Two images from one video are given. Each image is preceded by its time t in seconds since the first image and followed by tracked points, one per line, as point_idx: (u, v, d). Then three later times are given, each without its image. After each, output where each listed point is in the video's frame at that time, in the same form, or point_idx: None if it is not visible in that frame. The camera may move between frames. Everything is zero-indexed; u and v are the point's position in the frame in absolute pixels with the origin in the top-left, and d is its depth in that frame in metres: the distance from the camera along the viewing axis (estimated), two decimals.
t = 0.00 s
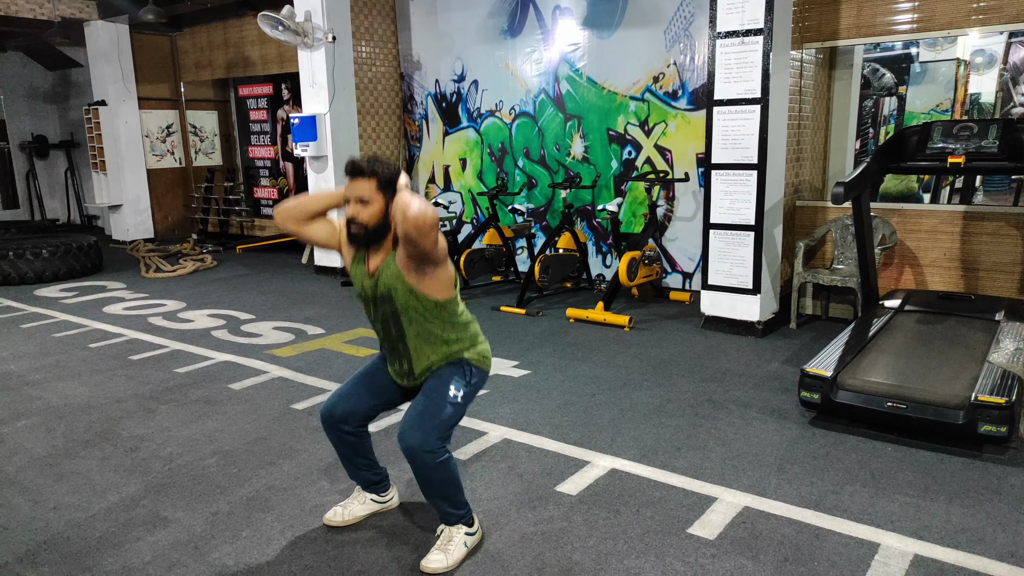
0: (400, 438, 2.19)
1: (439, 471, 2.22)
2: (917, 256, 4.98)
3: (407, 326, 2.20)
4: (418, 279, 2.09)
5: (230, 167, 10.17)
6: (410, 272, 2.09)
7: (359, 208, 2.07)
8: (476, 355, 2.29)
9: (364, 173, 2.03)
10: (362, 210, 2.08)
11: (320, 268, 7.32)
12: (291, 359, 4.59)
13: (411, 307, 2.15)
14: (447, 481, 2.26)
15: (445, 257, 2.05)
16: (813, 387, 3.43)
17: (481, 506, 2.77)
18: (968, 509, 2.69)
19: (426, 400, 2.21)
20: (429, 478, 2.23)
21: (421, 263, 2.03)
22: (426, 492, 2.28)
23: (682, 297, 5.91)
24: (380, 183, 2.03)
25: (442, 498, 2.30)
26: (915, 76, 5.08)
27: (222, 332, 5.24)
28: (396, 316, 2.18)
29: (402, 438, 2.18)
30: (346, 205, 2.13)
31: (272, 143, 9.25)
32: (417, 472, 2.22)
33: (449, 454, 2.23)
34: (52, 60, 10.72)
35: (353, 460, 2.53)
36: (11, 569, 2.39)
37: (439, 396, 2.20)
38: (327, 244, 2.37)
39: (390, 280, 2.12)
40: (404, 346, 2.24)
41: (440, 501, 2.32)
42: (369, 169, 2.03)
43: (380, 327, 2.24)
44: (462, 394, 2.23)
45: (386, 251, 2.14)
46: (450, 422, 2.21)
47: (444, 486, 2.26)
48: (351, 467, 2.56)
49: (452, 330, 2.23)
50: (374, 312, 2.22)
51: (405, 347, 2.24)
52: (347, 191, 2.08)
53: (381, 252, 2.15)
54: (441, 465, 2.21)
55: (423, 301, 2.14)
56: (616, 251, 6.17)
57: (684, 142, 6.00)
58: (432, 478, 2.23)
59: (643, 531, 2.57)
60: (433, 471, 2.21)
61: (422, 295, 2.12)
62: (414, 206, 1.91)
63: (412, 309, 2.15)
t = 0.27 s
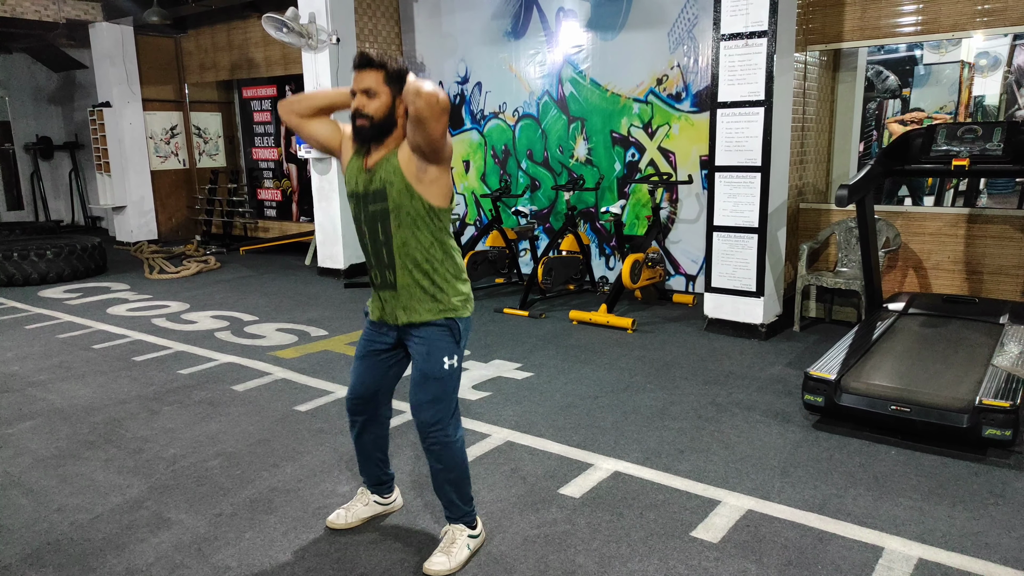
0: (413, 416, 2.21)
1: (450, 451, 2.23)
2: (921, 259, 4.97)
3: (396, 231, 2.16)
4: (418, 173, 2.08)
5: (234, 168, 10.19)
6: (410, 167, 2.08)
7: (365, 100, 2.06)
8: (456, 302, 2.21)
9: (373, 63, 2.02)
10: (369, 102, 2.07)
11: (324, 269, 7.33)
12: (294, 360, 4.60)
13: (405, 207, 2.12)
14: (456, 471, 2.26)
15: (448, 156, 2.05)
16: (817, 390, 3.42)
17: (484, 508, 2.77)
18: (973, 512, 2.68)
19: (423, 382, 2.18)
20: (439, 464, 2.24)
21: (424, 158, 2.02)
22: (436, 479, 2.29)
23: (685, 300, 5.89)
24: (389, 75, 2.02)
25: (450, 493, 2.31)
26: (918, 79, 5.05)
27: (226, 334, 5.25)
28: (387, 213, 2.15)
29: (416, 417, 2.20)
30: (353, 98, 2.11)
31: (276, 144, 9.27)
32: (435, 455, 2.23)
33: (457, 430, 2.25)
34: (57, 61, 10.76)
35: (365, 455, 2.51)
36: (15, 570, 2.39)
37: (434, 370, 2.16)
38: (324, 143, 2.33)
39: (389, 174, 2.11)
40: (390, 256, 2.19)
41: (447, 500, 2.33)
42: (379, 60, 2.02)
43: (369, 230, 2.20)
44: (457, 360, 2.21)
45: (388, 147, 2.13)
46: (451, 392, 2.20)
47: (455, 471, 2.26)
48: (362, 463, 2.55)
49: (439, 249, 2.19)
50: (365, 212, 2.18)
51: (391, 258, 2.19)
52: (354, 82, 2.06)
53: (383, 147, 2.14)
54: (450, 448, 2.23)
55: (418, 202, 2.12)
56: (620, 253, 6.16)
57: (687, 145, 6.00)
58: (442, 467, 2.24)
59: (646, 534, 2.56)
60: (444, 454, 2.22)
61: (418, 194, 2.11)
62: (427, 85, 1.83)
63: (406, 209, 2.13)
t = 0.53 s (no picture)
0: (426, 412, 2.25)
1: (462, 442, 2.26)
2: (926, 261, 4.95)
3: (394, 206, 2.17)
4: (424, 148, 2.11)
5: (238, 170, 10.21)
6: (417, 142, 2.11)
7: (373, 77, 2.08)
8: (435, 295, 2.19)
9: (381, 40, 2.05)
10: (376, 80, 2.09)
11: (327, 270, 7.34)
12: (298, 361, 4.60)
13: (406, 182, 2.14)
14: (469, 463, 2.29)
15: (456, 132, 2.09)
16: (822, 392, 3.42)
17: (488, 510, 2.77)
18: (978, 515, 2.67)
19: (425, 385, 2.19)
20: (453, 458, 2.26)
21: (432, 133, 2.06)
22: (448, 474, 2.31)
23: (689, 301, 5.92)
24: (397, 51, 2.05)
25: (460, 490, 2.32)
26: (922, 80, 5.07)
27: (230, 335, 5.26)
28: (388, 187, 2.16)
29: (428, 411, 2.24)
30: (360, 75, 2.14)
31: (280, 146, 9.29)
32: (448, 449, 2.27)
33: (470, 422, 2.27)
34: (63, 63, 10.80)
35: (377, 455, 2.52)
36: (20, 570, 2.40)
37: (430, 372, 2.18)
38: (331, 120, 2.37)
39: (394, 149, 2.13)
40: (382, 231, 2.18)
41: (454, 498, 2.34)
42: (386, 37, 2.05)
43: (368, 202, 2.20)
44: (452, 357, 2.21)
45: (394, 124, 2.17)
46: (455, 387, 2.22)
47: (468, 463, 2.28)
48: (371, 463, 2.55)
49: (433, 232, 2.19)
50: (367, 184, 2.20)
51: (383, 234, 2.18)
52: (362, 59, 2.09)
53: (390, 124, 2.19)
54: (462, 439, 2.26)
55: (421, 179, 2.15)
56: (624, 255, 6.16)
57: (691, 146, 6.00)
58: (455, 459, 2.27)
59: (651, 535, 2.56)
60: (457, 446, 2.26)
61: (422, 169, 2.13)
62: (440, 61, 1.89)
63: (407, 185, 2.14)
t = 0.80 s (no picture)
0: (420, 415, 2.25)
1: (459, 444, 2.26)
2: (925, 261, 4.96)
3: (393, 209, 2.16)
4: (425, 151, 2.11)
5: (238, 169, 10.20)
6: (418, 145, 2.11)
7: (372, 80, 2.08)
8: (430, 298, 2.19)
9: (379, 42, 2.04)
10: (375, 83, 2.09)
11: (327, 269, 7.33)
12: (298, 360, 4.60)
13: (406, 184, 2.14)
14: (468, 463, 2.29)
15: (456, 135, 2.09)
16: (821, 392, 3.42)
17: (487, 509, 2.77)
18: (977, 515, 2.67)
19: (418, 388, 2.20)
20: (452, 458, 2.27)
21: (432, 136, 2.06)
22: (446, 476, 2.32)
23: (689, 301, 5.91)
24: (395, 54, 2.05)
25: (459, 490, 2.32)
26: (922, 80, 5.08)
27: (229, 334, 5.26)
28: (387, 189, 2.16)
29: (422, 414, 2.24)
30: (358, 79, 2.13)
31: (279, 145, 9.29)
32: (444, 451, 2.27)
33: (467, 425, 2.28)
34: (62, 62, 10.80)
35: (375, 455, 2.52)
36: (19, 569, 2.39)
37: (424, 374, 2.18)
38: (331, 124, 2.37)
39: (395, 151, 2.13)
40: (380, 234, 2.18)
41: (453, 498, 2.34)
42: (384, 40, 2.05)
43: (366, 204, 2.20)
44: (445, 360, 2.22)
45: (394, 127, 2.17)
46: (450, 388, 2.23)
47: (466, 464, 2.29)
48: (370, 462, 2.55)
49: (431, 235, 2.19)
50: (366, 187, 2.19)
51: (381, 236, 2.18)
52: (360, 62, 2.08)
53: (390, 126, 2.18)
54: (460, 440, 2.26)
55: (421, 181, 2.15)
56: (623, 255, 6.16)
57: (691, 146, 6.00)
58: (454, 459, 2.27)
59: (650, 535, 2.56)
60: (455, 447, 2.26)
61: (422, 172, 2.13)
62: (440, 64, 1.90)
63: (406, 188, 2.14)
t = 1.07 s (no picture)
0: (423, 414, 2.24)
1: (461, 446, 2.27)
2: (923, 262, 4.97)
3: (393, 214, 2.17)
4: (417, 154, 2.09)
5: (236, 169, 10.19)
6: (409, 148, 2.10)
7: (363, 80, 2.08)
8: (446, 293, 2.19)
9: (370, 42, 2.04)
10: (365, 82, 2.08)
11: (325, 270, 7.33)
12: (296, 360, 4.60)
13: (402, 190, 2.14)
14: (466, 465, 2.29)
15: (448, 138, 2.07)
16: (819, 392, 3.42)
17: (486, 509, 2.77)
18: (975, 515, 2.68)
19: (430, 382, 2.20)
20: (451, 459, 2.27)
21: (423, 139, 2.04)
22: (446, 477, 2.32)
23: (687, 301, 5.90)
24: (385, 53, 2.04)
25: (456, 491, 2.32)
26: (921, 82, 5.07)
27: (227, 334, 5.25)
28: (386, 196, 2.16)
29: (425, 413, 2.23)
30: (350, 79, 2.13)
31: (278, 145, 9.28)
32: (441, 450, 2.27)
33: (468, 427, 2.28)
34: (61, 61, 10.78)
35: (371, 456, 2.52)
36: (17, 569, 2.39)
37: (438, 368, 2.18)
38: (324, 124, 2.36)
39: (389, 155, 2.13)
40: (385, 239, 2.19)
41: (451, 499, 2.34)
42: (374, 39, 2.04)
43: (368, 212, 2.21)
44: (459, 356, 2.22)
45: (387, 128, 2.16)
46: (456, 387, 2.22)
47: (467, 466, 2.29)
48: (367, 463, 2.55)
49: (434, 237, 2.19)
50: (364, 194, 2.20)
51: (386, 242, 2.19)
52: (351, 62, 2.08)
53: (382, 128, 2.18)
54: (461, 442, 2.27)
55: (416, 186, 2.14)
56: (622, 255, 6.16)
57: (690, 147, 6.01)
58: (453, 460, 2.27)
59: (648, 535, 2.56)
60: (456, 448, 2.26)
61: (416, 176, 2.12)
62: (430, 67, 1.86)
63: (403, 192, 2.14)
